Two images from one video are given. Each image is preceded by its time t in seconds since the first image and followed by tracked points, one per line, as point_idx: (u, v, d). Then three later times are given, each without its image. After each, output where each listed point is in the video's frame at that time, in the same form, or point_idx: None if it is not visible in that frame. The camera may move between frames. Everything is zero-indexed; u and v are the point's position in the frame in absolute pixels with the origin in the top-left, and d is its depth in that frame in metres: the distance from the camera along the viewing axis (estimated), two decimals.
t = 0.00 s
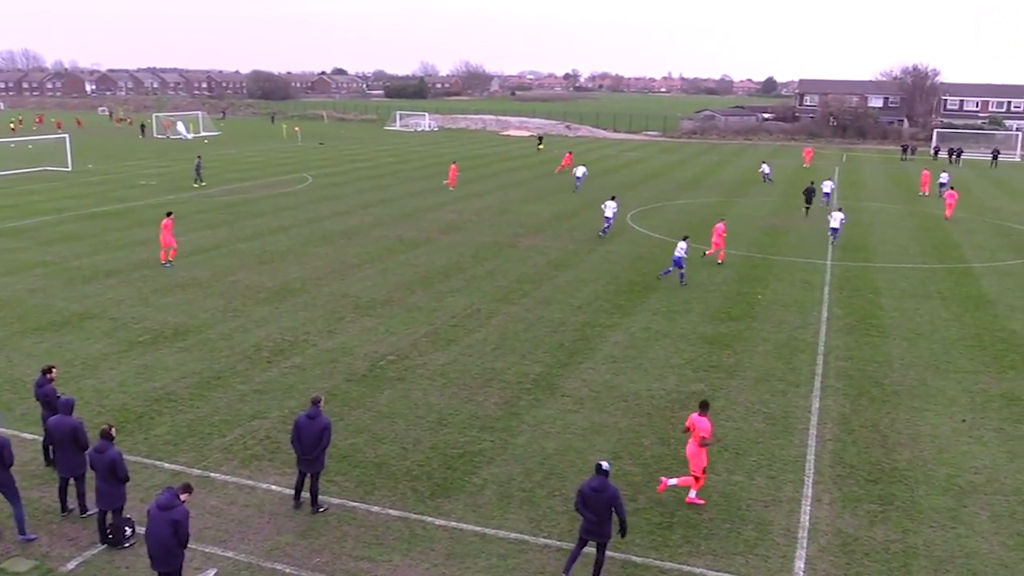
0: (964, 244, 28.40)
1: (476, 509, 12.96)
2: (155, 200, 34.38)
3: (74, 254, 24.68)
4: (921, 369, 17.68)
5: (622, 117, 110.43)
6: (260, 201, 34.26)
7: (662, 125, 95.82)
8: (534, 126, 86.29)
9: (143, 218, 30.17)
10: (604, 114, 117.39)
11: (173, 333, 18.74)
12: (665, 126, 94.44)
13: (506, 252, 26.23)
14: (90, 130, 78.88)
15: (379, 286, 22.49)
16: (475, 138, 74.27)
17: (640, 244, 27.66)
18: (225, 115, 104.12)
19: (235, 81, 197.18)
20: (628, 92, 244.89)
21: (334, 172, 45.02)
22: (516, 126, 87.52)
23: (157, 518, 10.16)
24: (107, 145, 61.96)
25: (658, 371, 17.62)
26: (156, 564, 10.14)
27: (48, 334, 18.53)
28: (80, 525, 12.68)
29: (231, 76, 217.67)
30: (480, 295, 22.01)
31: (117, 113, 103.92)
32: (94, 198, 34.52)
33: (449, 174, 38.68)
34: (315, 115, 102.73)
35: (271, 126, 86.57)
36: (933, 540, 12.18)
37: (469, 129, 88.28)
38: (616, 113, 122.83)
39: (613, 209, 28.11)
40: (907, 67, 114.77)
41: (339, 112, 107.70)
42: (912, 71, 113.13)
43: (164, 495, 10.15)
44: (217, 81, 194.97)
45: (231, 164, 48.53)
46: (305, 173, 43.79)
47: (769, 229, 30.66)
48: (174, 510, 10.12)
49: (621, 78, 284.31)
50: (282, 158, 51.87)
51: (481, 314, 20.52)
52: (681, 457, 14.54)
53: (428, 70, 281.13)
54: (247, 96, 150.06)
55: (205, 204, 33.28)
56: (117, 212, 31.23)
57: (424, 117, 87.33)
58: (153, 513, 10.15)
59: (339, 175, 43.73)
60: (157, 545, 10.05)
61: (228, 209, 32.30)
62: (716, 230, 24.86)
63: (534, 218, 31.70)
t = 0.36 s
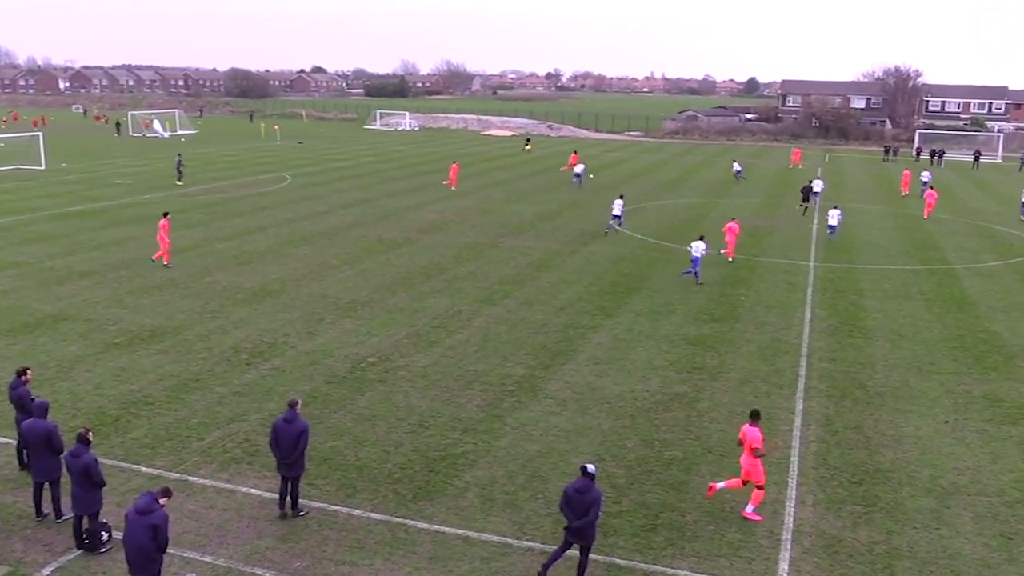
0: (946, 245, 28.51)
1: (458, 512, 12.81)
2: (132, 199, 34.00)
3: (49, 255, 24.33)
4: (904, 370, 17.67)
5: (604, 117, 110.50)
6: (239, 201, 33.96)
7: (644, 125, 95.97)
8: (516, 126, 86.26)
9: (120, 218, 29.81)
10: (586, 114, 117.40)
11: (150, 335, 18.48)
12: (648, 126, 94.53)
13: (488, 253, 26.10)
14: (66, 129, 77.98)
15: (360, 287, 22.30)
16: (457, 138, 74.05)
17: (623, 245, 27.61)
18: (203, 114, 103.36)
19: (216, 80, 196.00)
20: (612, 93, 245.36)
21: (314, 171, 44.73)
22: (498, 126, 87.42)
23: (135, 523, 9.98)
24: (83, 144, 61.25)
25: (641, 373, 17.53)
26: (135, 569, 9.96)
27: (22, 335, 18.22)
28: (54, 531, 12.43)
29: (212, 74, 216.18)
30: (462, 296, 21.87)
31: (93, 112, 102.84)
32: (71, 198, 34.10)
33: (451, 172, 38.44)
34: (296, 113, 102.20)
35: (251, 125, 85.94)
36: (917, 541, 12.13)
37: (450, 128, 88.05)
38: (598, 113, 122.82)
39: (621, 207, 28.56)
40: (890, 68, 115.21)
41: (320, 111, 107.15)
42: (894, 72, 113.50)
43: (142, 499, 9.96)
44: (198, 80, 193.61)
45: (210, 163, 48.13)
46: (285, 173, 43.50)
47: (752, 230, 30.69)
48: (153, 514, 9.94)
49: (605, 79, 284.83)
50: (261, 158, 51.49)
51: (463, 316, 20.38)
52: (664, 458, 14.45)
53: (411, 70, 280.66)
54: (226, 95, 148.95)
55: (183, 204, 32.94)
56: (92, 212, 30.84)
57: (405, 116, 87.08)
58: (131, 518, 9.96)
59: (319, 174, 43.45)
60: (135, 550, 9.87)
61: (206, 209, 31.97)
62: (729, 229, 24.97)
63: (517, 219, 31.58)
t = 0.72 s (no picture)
0: (932, 240, 28.53)
1: (447, 517, 12.64)
2: (112, 205, 33.70)
3: (29, 263, 24.05)
4: (893, 366, 17.62)
5: (588, 116, 110.61)
6: (221, 206, 33.72)
7: (627, 123, 96.07)
8: (499, 126, 86.29)
9: (100, 225, 29.53)
10: (570, 113, 117.40)
11: (132, 343, 18.26)
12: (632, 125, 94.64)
13: (474, 255, 25.95)
14: (44, 135, 77.34)
15: (345, 291, 22.11)
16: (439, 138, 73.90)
17: (609, 244, 27.52)
18: (183, 119, 102.81)
19: (197, 82, 194.93)
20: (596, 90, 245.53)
21: (296, 174, 44.52)
22: (481, 126, 87.41)
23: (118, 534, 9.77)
24: (62, 150, 60.76)
25: (629, 373, 17.42)
26: None
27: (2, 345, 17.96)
28: (36, 544, 12.20)
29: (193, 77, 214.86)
30: (447, 298, 21.71)
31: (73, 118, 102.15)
32: (49, 205, 33.77)
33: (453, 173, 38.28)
34: (277, 116, 101.81)
35: (232, 129, 85.52)
36: (908, 537, 12.06)
37: (433, 129, 87.88)
38: (581, 112, 122.94)
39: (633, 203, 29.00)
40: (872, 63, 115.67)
41: (302, 114, 106.77)
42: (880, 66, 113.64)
43: (126, 510, 9.77)
44: (178, 83, 191.97)
45: (191, 168, 47.84)
46: (267, 176, 43.26)
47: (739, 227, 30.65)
48: (137, 525, 9.74)
49: (589, 77, 285.06)
50: (243, 162, 51.22)
51: (449, 318, 20.23)
52: (654, 458, 14.33)
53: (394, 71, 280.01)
54: (206, 99, 148.20)
55: (164, 209, 32.67)
56: (72, 219, 30.54)
57: (388, 117, 86.94)
58: (114, 529, 9.76)
59: (301, 177, 43.24)
60: (119, 562, 9.66)
61: (188, 214, 31.71)
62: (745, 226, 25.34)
63: (502, 219, 31.45)
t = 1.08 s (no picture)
0: (864, 235, 29.29)
1: (385, 519, 12.49)
2: (32, 208, 32.56)
3: None
4: (824, 359, 18.00)
5: (524, 114, 111.01)
6: (148, 208, 32.87)
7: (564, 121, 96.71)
8: (434, 125, 86.21)
9: (21, 228, 28.50)
10: (507, 112, 117.60)
11: (56, 350, 17.68)
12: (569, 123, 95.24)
13: (410, 255, 25.79)
14: None
15: (278, 293, 21.75)
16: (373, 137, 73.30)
17: (546, 242, 27.61)
18: (108, 118, 99.97)
19: (127, 80, 189.75)
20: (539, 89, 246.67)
21: (224, 176, 43.73)
22: (417, 125, 87.11)
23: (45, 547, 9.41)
24: None
25: (567, 371, 17.48)
26: None
27: None
28: None
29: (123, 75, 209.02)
30: (383, 299, 21.53)
31: None
32: None
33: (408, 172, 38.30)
34: (207, 115, 99.85)
35: (161, 128, 83.37)
36: (840, 526, 12.31)
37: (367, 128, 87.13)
38: (516, 111, 123.15)
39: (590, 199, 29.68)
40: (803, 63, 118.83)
41: (232, 113, 104.87)
42: (809, 66, 116.85)
43: (51, 521, 9.44)
44: (108, 82, 186.66)
45: (118, 169, 46.52)
46: (197, 177, 42.38)
47: (677, 224, 31.03)
48: (63, 536, 9.39)
49: (530, 75, 286.27)
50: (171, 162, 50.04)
51: (386, 319, 20.07)
52: (592, 455, 14.38)
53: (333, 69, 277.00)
54: (133, 97, 144.30)
55: (89, 212, 31.70)
56: None
57: (321, 116, 86.03)
58: (40, 541, 9.41)
59: (232, 178, 42.53)
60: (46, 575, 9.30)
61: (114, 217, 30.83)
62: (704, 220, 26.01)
63: (439, 218, 31.35)
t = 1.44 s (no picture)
0: (850, 236, 29.44)
1: (373, 519, 12.45)
2: (15, 207, 32.35)
3: None
4: (810, 359, 18.08)
5: (511, 114, 111.04)
6: (133, 207, 32.73)
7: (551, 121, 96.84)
8: (421, 125, 86.23)
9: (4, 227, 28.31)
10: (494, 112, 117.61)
11: (40, 350, 17.58)
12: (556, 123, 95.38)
13: (397, 255, 25.77)
14: None
15: (264, 293, 21.68)
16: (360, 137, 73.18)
17: (533, 243, 27.64)
18: (91, 116, 99.34)
19: (111, 79, 188.68)
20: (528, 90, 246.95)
21: (210, 174, 43.57)
22: (403, 125, 87.04)
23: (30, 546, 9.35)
24: None
25: (554, 371, 17.50)
26: None
27: None
28: None
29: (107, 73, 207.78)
30: (370, 299, 21.50)
31: None
32: None
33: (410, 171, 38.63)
34: (192, 114, 99.46)
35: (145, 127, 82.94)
36: (826, 526, 12.36)
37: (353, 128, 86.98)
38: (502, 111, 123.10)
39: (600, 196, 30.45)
40: (789, 65, 119.40)
41: (217, 112, 104.41)
42: (795, 69, 117.51)
43: (37, 521, 9.38)
44: (93, 80, 185.69)
45: (102, 168, 46.28)
46: (182, 176, 42.20)
47: (664, 225, 31.11)
48: (49, 535, 9.33)
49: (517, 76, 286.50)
50: (156, 161, 49.83)
51: (373, 319, 20.04)
52: (580, 455, 14.38)
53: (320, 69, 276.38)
54: (118, 96, 143.48)
55: (72, 210, 31.53)
56: None
57: (307, 116, 85.84)
58: (26, 540, 9.34)
59: (217, 177, 42.38)
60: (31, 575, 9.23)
61: (99, 215, 30.66)
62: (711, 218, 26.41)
63: (426, 218, 31.34)
